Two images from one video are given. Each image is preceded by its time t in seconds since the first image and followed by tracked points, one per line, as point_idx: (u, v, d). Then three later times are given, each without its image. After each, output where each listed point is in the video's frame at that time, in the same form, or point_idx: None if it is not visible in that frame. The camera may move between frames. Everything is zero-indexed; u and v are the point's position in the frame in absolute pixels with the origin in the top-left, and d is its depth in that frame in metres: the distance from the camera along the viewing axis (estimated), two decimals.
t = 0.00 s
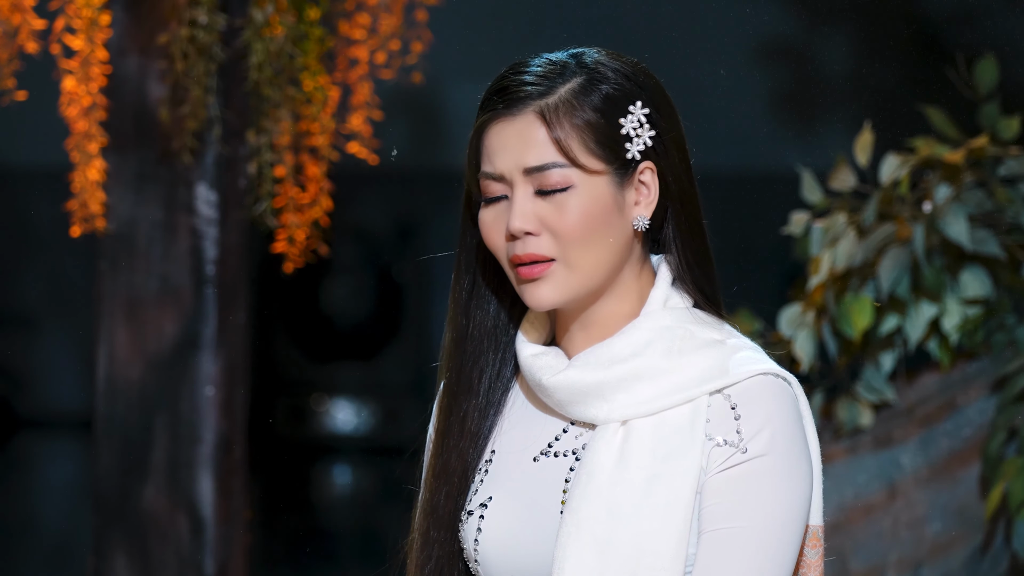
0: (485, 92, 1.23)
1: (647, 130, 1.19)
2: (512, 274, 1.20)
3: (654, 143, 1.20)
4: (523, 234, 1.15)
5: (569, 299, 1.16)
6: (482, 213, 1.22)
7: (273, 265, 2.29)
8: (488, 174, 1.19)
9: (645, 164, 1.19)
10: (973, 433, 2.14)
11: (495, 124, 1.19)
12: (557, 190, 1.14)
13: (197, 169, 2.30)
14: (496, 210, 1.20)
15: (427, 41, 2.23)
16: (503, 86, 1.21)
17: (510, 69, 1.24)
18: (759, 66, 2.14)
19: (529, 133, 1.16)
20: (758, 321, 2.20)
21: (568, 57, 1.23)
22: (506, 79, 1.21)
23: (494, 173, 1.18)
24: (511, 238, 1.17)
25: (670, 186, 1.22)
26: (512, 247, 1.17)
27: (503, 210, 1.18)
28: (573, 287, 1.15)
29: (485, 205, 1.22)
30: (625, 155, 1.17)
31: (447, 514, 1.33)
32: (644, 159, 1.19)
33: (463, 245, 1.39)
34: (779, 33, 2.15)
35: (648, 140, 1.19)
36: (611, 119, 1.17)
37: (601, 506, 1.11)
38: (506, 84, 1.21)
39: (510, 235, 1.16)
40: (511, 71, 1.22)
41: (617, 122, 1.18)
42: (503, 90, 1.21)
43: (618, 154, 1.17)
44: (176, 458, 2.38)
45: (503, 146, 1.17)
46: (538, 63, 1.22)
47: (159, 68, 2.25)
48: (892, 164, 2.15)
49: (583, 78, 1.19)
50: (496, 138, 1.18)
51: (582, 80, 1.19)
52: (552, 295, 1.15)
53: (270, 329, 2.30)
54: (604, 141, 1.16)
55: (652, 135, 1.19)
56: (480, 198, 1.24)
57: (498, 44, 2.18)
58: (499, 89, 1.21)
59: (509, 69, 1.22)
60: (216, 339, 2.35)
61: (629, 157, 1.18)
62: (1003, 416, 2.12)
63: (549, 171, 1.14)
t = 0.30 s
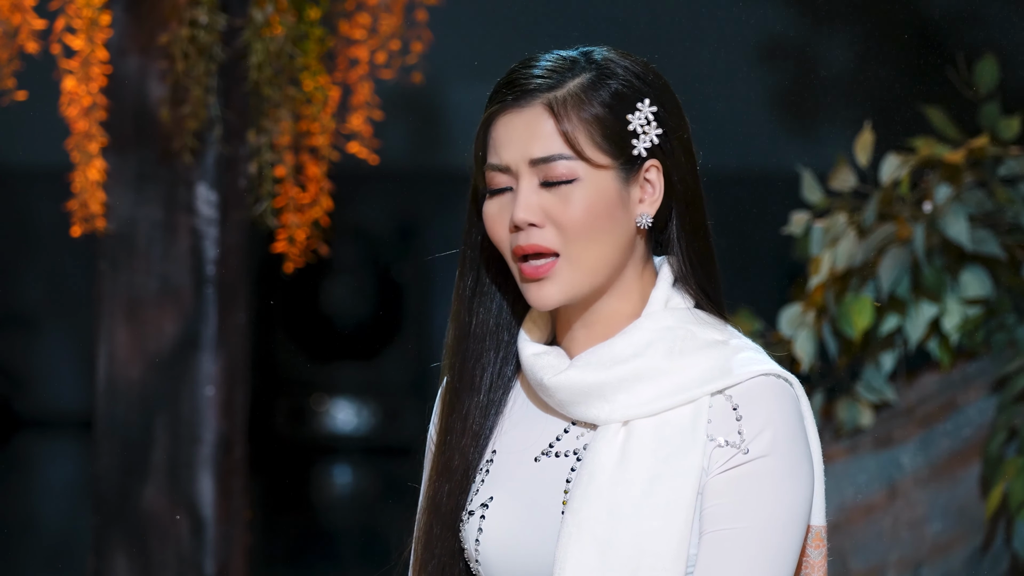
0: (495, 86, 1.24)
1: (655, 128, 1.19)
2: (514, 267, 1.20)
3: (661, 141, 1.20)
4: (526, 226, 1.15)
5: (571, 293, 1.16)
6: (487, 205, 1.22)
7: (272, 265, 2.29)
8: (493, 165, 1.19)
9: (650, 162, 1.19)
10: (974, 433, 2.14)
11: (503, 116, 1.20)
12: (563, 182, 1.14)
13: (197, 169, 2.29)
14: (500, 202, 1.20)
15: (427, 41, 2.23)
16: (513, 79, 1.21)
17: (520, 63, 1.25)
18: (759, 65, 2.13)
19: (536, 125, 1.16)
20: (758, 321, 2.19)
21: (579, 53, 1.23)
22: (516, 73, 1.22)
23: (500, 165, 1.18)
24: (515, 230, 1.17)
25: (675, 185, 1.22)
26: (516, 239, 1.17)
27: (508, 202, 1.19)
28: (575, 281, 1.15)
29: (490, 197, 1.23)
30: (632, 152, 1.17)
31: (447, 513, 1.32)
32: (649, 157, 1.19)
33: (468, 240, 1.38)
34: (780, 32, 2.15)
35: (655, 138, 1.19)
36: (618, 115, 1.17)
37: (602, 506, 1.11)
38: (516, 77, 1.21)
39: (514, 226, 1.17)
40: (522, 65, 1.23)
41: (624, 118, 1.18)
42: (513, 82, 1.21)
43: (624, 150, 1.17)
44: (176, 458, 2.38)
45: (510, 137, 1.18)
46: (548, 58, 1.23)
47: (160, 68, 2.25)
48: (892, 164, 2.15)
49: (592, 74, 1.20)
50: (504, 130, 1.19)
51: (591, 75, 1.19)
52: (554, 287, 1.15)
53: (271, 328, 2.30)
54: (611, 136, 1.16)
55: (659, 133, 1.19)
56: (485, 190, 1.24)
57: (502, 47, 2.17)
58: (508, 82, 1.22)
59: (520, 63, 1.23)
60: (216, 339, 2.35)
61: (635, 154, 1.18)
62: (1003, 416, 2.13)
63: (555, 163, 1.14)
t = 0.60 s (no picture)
0: (508, 78, 1.24)
1: (664, 128, 1.20)
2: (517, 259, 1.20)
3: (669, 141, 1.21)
4: (532, 217, 1.16)
5: (573, 286, 1.16)
6: (492, 196, 1.23)
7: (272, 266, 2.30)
8: (501, 154, 1.20)
9: (658, 162, 1.21)
10: (974, 433, 2.15)
11: (514, 107, 1.21)
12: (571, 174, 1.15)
13: (198, 169, 2.29)
14: (506, 193, 1.20)
15: (427, 41, 2.24)
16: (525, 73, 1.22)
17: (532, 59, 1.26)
18: (760, 66, 2.12)
19: (547, 117, 1.17)
20: (758, 321, 2.21)
21: (593, 50, 1.24)
22: (529, 66, 1.23)
23: (508, 155, 1.19)
24: (521, 220, 1.17)
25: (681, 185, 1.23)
26: (520, 230, 1.18)
27: (514, 193, 1.19)
28: (578, 274, 1.15)
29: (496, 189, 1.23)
30: (640, 150, 1.18)
31: (447, 512, 1.32)
32: (657, 156, 1.20)
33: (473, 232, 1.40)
34: (779, 33, 2.14)
35: (664, 138, 1.20)
36: (629, 113, 1.19)
37: (603, 506, 1.11)
38: (527, 71, 1.22)
39: (520, 217, 1.17)
40: (535, 59, 1.24)
41: (635, 116, 1.19)
42: (525, 76, 1.22)
43: (633, 148, 1.18)
44: (177, 458, 2.37)
45: (520, 128, 1.18)
46: (562, 53, 1.24)
47: (160, 68, 2.25)
48: (892, 164, 2.15)
49: (606, 71, 1.21)
50: (514, 121, 1.20)
51: (604, 71, 1.20)
52: (556, 280, 1.15)
53: (271, 329, 2.30)
54: (621, 132, 1.17)
55: (668, 133, 1.20)
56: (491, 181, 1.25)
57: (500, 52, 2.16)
58: (521, 74, 1.22)
59: (533, 58, 1.24)
60: (216, 338, 2.35)
61: (644, 152, 1.19)
62: (1003, 416, 2.13)
63: (564, 153, 1.16)
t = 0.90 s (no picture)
0: (523, 71, 1.25)
1: (675, 129, 1.19)
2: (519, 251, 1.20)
3: (679, 142, 1.21)
4: (537, 208, 1.16)
5: (572, 280, 1.15)
6: (498, 187, 1.23)
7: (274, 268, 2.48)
8: (510, 143, 1.20)
9: (666, 162, 1.20)
10: (974, 434, 2.14)
11: (526, 98, 1.21)
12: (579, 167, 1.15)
13: (199, 169, 2.25)
14: (513, 183, 1.20)
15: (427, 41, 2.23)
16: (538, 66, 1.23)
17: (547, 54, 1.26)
18: (760, 66, 2.14)
19: (558, 109, 1.17)
20: (759, 321, 2.22)
21: (610, 48, 1.24)
22: (544, 60, 1.23)
23: (518, 144, 1.19)
24: (526, 211, 1.17)
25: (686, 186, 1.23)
26: (524, 221, 1.17)
27: (520, 183, 1.19)
28: (578, 268, 1.15)
29: (502, 180, 1.23)
30: (649, 149, 1.18)
31: (446, 512, 1.31)
32: (665, 157, 1.20)
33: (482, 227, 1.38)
34: (779, 34, 2.15)
35: (673, 139, 1.19)
36: (640, 111, 1.19)
37: (604, 506, 1.11)
38: (542, 64, 1.23)
39: (525, 207, 1.17)
40: (551, 54, 1.25)
41: (645, 115, 1.19)
42: (538, 69, 1.23)
43: (641, 146, 1.18)
44: (177, 458, 2.32)
45: (532, 118, 1.19)
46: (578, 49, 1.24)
47: (161, 68, 2.22)
48: (892, 164, 2.15)
49: (620, 69, 1.20)
50: (525, 112, 1.20)
51: (618, 68, 1.20)
52: (555, 272, 1.15)
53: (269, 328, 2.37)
54: (631, 130, 1.17)
55: (678, 134, 1.20)
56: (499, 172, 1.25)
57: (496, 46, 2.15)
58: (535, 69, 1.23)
59: (547, 52, 1.24)
60: (216, 339, 2.34)
61: (652, 151, 1.19)
62: (1003, 416, 2.11)
63: (574, 144, 1.16)
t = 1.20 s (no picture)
0: (539, 66, 1.26)
1: (683, 134, 1.20)
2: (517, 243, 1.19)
3: (686, 148, 1.21)
4: (539, 201, 1.16)
5: (568, 276, 1.15)
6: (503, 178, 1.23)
7: (273, 264, 2.29)
8: (519, 135, 1.20)
9: (671, 167, 1.20)
10: (974, 434, 2.14)
11: (538, 93, 1.22)
12: (584, 164, 1.16)
13: (198, 169, 2.29)
14: (518, 175, 1.20)
15: (427, 41, 2.24)
16: (553, 63, 1.24)
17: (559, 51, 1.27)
18: (760, 65, 2.13)
19: (570, 105, 1.18)
20: (758, 321, 2.22)
21: (626, 49, 1.25)
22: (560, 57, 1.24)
23: (525, 135, 1.20)
24: (528, 203, 1.17)
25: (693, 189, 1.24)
26: (525, 213, 1.17)
27: (525, 175, 1.19)
28: (575, 264, 1.15)
29: (507, 172, 1.23)
30: (657, 152, 1.19)
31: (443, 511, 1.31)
32: (672, 161, 1.20)
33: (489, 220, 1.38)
34: (781, 34, 2.15)
35: (681, 144, 1.20)
36: (650, 114, 1.19)
37: (603, 505, 1.11)
38: (557, 60, 1.24)
39: (527, 199, 1.17)
40: (566, 51, 1.25)
41: (655, 119, 1.19)
42: (552, 65, 1.24)
43: (648, 149, 1.18)
44: (176, 458, 2.35)
45: (542, 111, 1.19)
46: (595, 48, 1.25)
47: (160, 68, 2.23)
48: (892, 164, 2.15)
49: (635, 70, 1.21)
50: (536, 105, 1.21)
51: (632, 69, 1.21)
52: (552, 267, 1.15)
53: (270, 324, 2.32)
54: (639, 131, 1.18)
55: (687, 140, 1.21)
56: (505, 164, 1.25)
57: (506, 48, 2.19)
58: (551, 65, 1.24)
59: (563, 49, 1.25)
60: (216, 339, 2.34)
61: (659, 156, 1.19)
62: (1003, 416, 2.12)
63: (581, 140, 1.16)
